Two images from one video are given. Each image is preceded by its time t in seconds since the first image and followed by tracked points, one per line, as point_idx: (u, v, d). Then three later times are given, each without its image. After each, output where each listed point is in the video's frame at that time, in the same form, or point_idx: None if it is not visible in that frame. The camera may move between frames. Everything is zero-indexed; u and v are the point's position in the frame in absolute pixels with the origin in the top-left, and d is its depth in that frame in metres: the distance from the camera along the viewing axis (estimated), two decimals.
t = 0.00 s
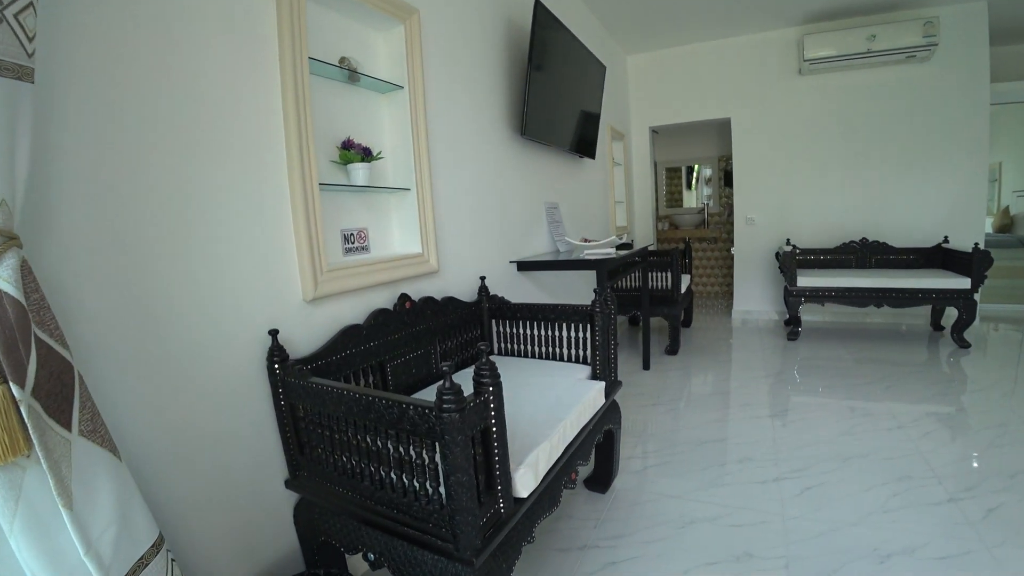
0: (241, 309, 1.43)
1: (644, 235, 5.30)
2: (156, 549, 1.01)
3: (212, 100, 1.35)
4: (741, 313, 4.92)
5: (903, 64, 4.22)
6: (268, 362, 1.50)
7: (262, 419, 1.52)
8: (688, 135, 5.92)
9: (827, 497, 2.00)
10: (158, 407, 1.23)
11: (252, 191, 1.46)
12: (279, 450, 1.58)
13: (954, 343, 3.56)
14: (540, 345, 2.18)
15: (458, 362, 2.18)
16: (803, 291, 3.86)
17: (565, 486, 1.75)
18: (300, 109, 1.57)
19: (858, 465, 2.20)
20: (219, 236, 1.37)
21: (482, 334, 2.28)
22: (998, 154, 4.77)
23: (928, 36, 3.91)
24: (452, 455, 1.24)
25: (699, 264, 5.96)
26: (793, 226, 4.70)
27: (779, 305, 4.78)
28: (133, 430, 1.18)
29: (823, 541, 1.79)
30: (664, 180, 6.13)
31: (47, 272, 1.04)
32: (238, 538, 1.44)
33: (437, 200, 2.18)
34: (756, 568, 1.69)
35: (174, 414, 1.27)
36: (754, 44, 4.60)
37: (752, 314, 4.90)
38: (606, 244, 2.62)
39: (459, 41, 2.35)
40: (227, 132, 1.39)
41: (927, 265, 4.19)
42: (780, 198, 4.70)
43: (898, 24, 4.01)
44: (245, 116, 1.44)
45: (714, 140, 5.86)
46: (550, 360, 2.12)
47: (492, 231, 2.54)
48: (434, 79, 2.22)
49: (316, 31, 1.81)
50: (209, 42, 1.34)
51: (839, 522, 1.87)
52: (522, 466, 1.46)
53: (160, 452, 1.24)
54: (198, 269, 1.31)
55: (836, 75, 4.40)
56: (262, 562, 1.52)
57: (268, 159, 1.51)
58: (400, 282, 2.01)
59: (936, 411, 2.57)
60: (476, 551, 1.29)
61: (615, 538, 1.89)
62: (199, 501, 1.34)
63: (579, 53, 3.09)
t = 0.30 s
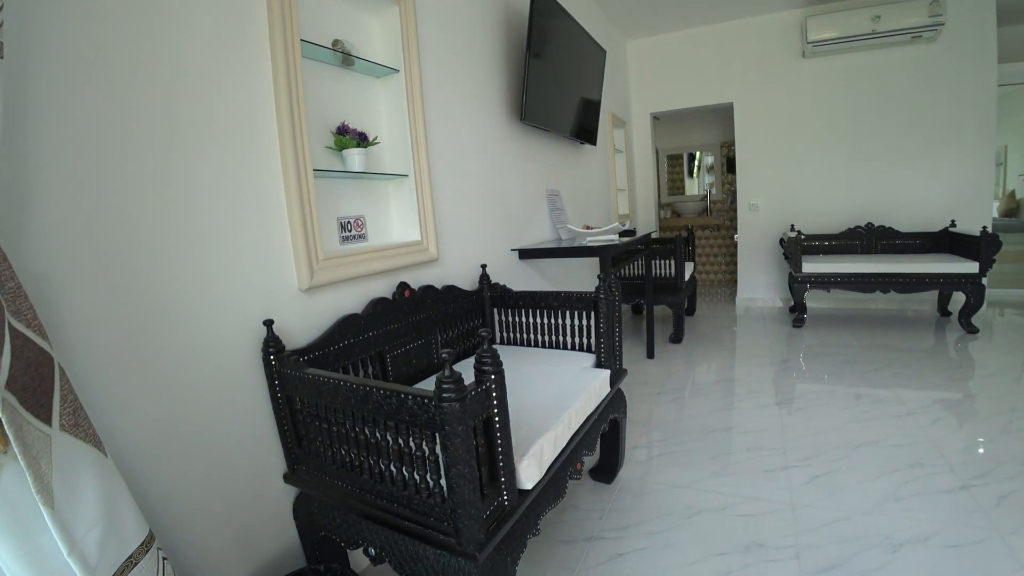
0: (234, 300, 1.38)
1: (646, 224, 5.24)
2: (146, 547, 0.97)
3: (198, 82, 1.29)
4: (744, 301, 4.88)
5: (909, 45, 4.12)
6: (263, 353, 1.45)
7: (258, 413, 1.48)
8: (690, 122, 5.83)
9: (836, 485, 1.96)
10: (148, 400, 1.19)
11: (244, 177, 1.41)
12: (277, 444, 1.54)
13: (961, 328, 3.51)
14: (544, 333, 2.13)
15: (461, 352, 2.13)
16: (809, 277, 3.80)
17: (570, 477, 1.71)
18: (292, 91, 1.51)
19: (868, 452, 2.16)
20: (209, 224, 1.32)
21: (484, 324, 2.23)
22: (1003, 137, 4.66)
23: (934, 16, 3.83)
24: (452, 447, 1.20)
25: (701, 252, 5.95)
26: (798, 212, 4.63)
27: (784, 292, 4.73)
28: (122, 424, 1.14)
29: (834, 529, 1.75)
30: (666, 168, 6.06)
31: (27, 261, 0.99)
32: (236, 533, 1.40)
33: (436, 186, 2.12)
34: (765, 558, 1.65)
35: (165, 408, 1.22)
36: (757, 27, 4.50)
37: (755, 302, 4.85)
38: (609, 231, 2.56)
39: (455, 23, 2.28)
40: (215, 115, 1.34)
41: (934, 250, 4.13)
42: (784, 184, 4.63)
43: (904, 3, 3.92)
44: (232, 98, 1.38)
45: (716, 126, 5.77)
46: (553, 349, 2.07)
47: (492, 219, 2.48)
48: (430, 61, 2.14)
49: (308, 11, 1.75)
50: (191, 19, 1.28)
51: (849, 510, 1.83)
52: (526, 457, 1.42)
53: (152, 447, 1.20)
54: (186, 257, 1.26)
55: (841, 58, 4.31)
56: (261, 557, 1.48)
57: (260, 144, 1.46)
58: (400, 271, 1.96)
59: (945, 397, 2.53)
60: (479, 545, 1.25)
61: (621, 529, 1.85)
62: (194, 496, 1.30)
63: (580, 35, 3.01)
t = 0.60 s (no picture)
0: (218, 303, 1.38)
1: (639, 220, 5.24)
2: (128, 550, 0.98)
3: (180, 84, 1.29)
4: (737, 297, 4.89)
5: (900, 42, 4.14)
6: (248, 355, 1.45)
7: (244, 414, 1.47)
8: (683, 118, 5.86)
9: (823, 481, 1.97)
10: (132, 403, 1.19)
11: (227, 178, 1.40)
12: (262, 445, 1.54)
13: (950, 324, 3.52)
14: (532, 331, 2.13)
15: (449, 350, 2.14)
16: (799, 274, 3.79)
17: (554, 475, 1.72)
18: (274, 92, 1.50)
19: (855, 448, 2.17)
20: (192, 227, 1.31)
21: (471, 322, 2.23)
22: (997, 134, 4.69)
23: (926, 13, 3.84)
24: (430, 447, 1.20)
25: (695, 248, 5.94)
26: (789, 208, 4.64)
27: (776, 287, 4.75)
28: (105, 427, 1.14)
29: (819, 524, 1.76)
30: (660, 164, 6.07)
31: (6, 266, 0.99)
32: (223, 535, 1.40)
33: (422, 185, 2.11)
34: (749, 554, 1.67)
35: (150, 411, 1.23)
36: (750, 23, 4.49)
37: (748, 297, 4.87)
38: (597, 230, 2.56)
39: (443, 23, 2.27)
40: (197, 117, 1.33)
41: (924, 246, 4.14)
42: (776, 180, 4.64)
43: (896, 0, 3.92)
44: (212, 98, 1.36)
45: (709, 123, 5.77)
46: (541, 348, 2.07)
47: (481, 216, 2.48)
48: (417, 61, 2.13)
49: (291, 12, 1.74)
50: (169, 19, 1.26)
51: (835, 505, 1.84)
52: (507, 457, 1.43)
53: (137, 450, 1.20)
54: (167, 259, 1.25)
55: (834, 54, 4.31)
56: (248, 558, 1.48)
57: (243, 145, 1.45)
58: (385, 271, 1.96)
59: (932, 392, 2.55)
60: (459, 544, 1.26)
61: (608, 527, 1.86)
62: (180, 498, 1.30)
63: (572, 34, 3.00)
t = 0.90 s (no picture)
0: (122, 322, 1.30)
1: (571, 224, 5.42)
2: None
3: (76, 88, 1.21)
4: (667, 297, 5.12)
5: (808, 58, 4.49)
6: (158, 374, 1.38)
7: (154, 438, 1.40)
8: (612, 125, 6.09)
9: (741, 468, 2.09)
10: (22, 432, 1.10)
11: (131, 189, 1.33)
12: (176, 467, 1.46)
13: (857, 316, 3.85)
14: (456, 339, 2.16)
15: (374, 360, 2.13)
16: (721, 274, 3.99)
17: (477, 479, 1.75)
18: (185, 98, 1.44)
19: (770, 436, 2.30)
20: (92, 241, 1.23)
21: (397, 332, 2.24)
22: (896, 144, 5.10)
23: (832, 31, 4.15)
24: (342, 459, 1.19)
25: (626, 250, 6.09)
26: (713, 212, 4.91)
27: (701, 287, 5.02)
28: None
29: (737, 510, 1.87)
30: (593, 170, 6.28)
31: None
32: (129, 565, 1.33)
33: (343, 195, 2.10)
34: (670, 543, 1.75)
35: (43, 440, 1.14)
36: (676, 37, 4.74)
37: (677, 297, 5.10)
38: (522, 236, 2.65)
39: (366, 33, 2.27)
40: (97, 124, 1.25)
41: (833, 246, 4.50)
42: (703, 186, 4.90)
43: (804, 20, 4.24)
44: (112, 107, 1.29)
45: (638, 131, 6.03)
46: (466, 354, 2.10)
47: (406, 224, 2.49)
48: (338, 71, 2.11)
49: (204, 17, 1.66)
50: (65, 19, 1.19)
51: (752, 491, 1.96)
52: (425, 464, 1.44)
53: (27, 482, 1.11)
54: (61, 276, 1.17)
55: (752, 67, 4.63)
56: None
57: (150, 154, 1.38)
58: (305, 282, 1.92)
59: (834, 380, 2.77)
60: (377, 553, 1.25)
61: (536, 527, 1.89)
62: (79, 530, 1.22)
63: (502, 45, 3.06)
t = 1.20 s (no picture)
0: None
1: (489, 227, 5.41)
2: None
3: None
4: (586, 296, 5.28)
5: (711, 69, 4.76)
6: (40, 401, 1.25)
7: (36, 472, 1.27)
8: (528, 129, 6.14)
9: (657, 457, 2.18)
10: None
11: (5, 196, 1.20)
12: (67, 498, 1.34)
13: (760, 308, 4.13)
14: (372, 346, 2.17)
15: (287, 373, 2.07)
16: (635, 273, 4.17)
17: (396, 487, 1.73)
18: (63, 97, 1.33)
19: (683, 425, 2.41)
20: None
21: (311, 342, 2.19)
22: (792, 149, 5.31)
23: (731, 44, 4.46)
24: (248, 475, 1.13)
25: (545, 252, 6.21)
26: (624, 213, 5.10)
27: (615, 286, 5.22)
28: None
29: (655, 496, 1.95)
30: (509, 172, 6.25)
31: None
32: None
33: (248, 201, 2.01)
34: (591, 534, 1.80)
35: None
36: (594, 45, 4.86)
37: (596, 296, 5.28)
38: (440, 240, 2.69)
39: (268, 35, 2.17)
40: None
41: (736, 244, 4.79)
42: (622, 188, 5.06)
43: (707, 32, 4.51)
44: None
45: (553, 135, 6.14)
46: (382, 361, 2.12)
47: (317, 232, 2.42)
48: (238, 72, 2.01)
49: (80, 10, 1.51)
50: None
51: (668, 478, 2.04)
52: (338, 475, 1.40)
53: None
54: None
55: (663, 75, 4.84)
56: None
57: (25, 159, 1.25)
58: (209, 294, 1.82)
59: (741, 368, 2.96)
60: (290, 571, 1.20)
61: (460, 531, 1.89)
62: None
63: (414, 50, 3.05)
